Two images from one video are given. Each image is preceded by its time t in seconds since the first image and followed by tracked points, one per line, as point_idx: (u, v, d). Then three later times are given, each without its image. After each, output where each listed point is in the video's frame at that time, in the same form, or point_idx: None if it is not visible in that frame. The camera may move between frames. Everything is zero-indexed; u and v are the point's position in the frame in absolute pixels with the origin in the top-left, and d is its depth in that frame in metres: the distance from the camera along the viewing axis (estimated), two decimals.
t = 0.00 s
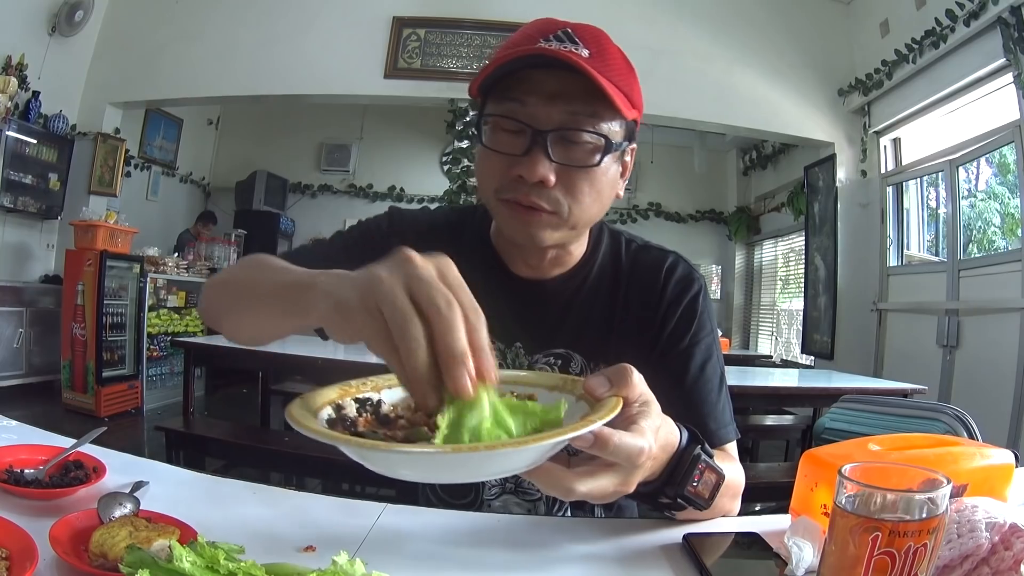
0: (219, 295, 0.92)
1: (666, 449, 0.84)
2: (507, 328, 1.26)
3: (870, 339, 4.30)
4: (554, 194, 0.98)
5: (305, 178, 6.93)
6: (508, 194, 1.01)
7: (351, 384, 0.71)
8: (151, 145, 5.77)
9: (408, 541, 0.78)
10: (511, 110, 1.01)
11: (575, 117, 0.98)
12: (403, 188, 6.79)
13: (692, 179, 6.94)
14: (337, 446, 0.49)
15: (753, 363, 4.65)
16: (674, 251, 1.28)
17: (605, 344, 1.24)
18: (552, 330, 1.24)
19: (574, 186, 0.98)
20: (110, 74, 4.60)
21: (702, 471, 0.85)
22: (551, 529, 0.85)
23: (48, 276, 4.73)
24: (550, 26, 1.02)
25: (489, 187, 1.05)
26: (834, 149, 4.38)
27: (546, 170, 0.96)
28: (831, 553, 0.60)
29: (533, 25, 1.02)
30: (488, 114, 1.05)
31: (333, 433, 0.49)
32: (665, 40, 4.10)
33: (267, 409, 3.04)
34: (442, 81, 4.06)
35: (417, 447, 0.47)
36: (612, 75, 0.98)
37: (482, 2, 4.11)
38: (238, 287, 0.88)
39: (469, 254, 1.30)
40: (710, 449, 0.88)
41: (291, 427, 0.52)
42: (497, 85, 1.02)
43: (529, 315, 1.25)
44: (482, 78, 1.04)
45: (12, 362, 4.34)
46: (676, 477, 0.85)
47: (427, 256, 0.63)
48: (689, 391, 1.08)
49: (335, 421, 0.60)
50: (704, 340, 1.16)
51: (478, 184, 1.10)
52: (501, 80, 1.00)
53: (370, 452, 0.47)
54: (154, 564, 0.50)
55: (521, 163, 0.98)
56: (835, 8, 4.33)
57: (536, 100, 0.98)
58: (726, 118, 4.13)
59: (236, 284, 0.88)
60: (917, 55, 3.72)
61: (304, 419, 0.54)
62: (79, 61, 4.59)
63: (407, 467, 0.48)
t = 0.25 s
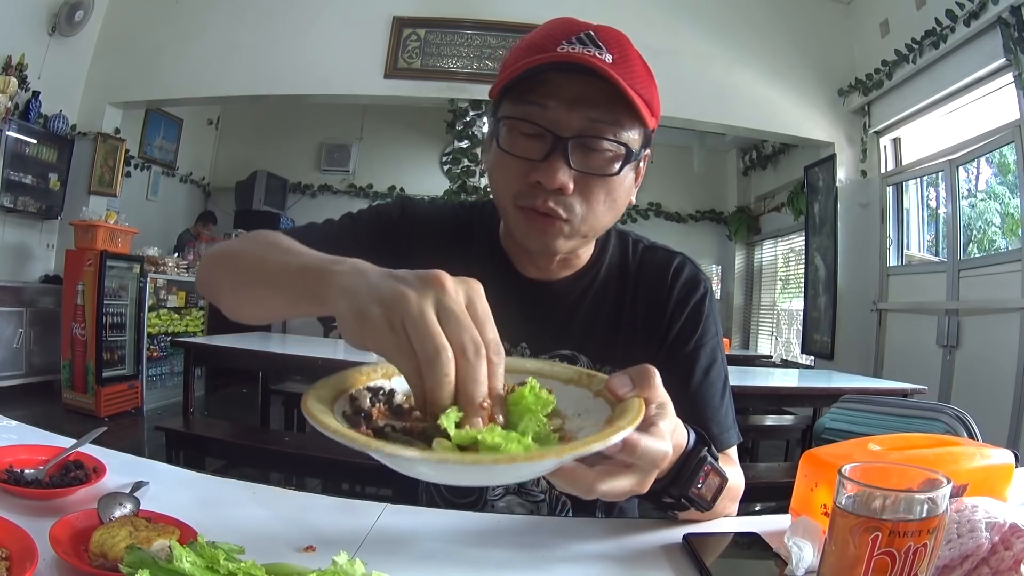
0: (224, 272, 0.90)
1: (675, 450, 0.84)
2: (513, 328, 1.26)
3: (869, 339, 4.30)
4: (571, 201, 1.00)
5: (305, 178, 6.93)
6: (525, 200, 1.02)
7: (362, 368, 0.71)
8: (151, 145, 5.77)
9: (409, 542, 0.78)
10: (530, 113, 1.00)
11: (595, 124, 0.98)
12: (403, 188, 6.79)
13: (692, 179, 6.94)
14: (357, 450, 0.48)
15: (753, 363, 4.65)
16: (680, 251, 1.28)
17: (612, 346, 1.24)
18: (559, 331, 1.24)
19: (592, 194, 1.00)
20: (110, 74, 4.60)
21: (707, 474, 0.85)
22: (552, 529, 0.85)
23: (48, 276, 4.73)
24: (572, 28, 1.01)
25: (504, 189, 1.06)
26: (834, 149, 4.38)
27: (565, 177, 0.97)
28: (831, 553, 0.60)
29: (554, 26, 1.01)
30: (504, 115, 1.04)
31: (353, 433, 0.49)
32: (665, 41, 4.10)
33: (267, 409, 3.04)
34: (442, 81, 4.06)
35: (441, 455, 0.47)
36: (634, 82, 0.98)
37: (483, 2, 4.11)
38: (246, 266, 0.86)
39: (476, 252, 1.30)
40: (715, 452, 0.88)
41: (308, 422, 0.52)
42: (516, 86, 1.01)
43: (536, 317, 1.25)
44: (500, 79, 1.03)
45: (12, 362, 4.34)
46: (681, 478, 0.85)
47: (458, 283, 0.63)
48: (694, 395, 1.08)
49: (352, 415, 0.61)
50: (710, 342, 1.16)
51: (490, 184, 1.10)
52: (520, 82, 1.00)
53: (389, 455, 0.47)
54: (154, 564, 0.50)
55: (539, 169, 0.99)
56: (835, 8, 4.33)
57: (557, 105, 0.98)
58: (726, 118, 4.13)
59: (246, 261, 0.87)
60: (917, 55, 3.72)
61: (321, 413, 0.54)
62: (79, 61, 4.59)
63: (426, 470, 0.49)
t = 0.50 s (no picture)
0: (222, 261, 0.89)
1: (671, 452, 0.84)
2: (516, 328, 1.26)
3: (870, 340, 4.29)
4: (579, 202, 1.00)
5: (305, 178, 6.93)
6: (533, 202, 1.03)
7: (357, 377, 0.72)
8: (151, 145, 5.77)
9: (411, 542, 0.78)
10: (538, 113, 1.00)
11: (604, 126, 0.98)
12: (403, 188, 6.79)
13: (692, 179, 6.94)
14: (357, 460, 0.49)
15: (753, 363, 4.64)
16: (682, 252, 1.28)
17: (614, 346, 1.24)
18: (562, 331, 1.24)
19: (600, 195, 1.00)
20: (110, 74, 4.60)
21: (705, 475, 0.85)
22: (553, 530, 0.85)
23: (48, 276, 4.73)
24: (581, 29, 1.01)
25: (511, 190, 1.06)
26: (834, 150, 4.38)
27: (573, 178, 0.97)
28: (831, 553, 0.60)
29: (563, 27, 1.00)
30: (512, 115, 1.04)
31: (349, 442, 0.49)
32: (665, 41, 4.11)
33: (267, 409, 3.04)
34: (442, 81, 4.06)
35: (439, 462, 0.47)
36: (643, 84, 0.98)
37: (483, 2, 4.11)
38: (240, 243, 0.86)
39: (479, 252, 1.30)
40: (712, 453, 0.88)
41: (305, 432, 0.52)
42: (524, 86, 1.01)
43: (539, 317, 1.25)
44: (508, 79, 1.03)
45: (12, 361, 4.34)
46: (678, 479, 0.85)
47: (428, 222, 0.61)
48: (695, 394, 1.08)
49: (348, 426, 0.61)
50: (712, 343, 1.16)
51: (496, 184, 1.10)
52: (528, 82, 0.99)
53: (385, 464, 0.48)
54: (154, 564, 0.50)
55: (548, 170, 0.99)
56: (835, 8, 4.33)
57: (566, 106, 0.98)
58: (727, 118, 4.13)
59: (239, 242, 0.86)
60: (917, 56, 3.72)
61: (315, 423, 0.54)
62: (79, 61, 4.58)
63: (424, 475, 0.49)
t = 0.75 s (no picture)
0: (226, 275, 0.89)
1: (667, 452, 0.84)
2: (515, 328, 1.26)
3: (870, 339, 4.29)
4: (576, 200, 1.00)
5: (305, 178, 6.93)
6: (529, 198, 1.02)
7: (353, 392, 0.70)
8: (151, 145, 5.77)
9: (410, 542, 0.78)
10: (536, 112, 1.00)
11: (602, 124, 0.98)
12: (403, 188, 6.79)
13: (692, 179, 6.94)
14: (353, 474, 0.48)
15: (753, 363, 4.65)
16: (682, 252, 1.28)
17: (614, 345, 1.24)
18: (561, 331, 1.24)
19: (597, 193, 1.00)
20: (110, 74, 4.60)
21: (702, 474, 0.85)
22: (552, 529, 0.85)
23: (48, 276, 4.73)
24: (580, 27, 1.01)
25: (508, 187, 1.06)
26: (834, 149, 4.38)
27: (571, 176, 0.97)
28: (831, 553, 0.60)
29: (563, 26, 1.00)
30: (511, 113, 1.04)
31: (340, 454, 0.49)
32: (664, 41, 4.11)
33: (267, 409, 3.04)
34: (442, 81, 4.06)
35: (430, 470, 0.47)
36: (641, 83, 0.98)
37: (482, 2, 4.10)
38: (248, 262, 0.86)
39: (479, 251, 1.30)
40: (710, 452, 0.88)
41: (300, 447, 0.52)
42: (523, 84, 1.01)
43: (539, 316, 1.24)
44: (507, 77, 1.03)
45: (12, 362, 4.34)
46: (676, 479, 0.85)
47: (437, 296, 0.58)
48: (696, 394, 1.08)
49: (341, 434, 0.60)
50: (712, 343, 1.16)
51: (494, 181, 1.10)
52: (527, 81, 1.00)
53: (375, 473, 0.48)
54: (154, 564, 0.50)
55: (545, 167, 0.98)
56: (835, 7, 4.33)
57: (564, 104, 0.98)
58: (726, 118, 4.13)
59: (246, 260, 0.87)
60: (917, 55, 3.72)
61: (311, 438, 0.54)
62: (79, 61, 4.58)
63: (415, 485, 0.49)
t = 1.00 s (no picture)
0: (229, 278, 0.89)
1: (661, 453, 0.84)
2: (516, 328, 1.26)
3: (870, 339, 4.29)
4: (575, 201, 1.00)
5: (305, 178, 6.93)
6: (528, 199, 1.03)
7: (345, 401, 0.71)
8: (151, 145, 5.77)
9: (410, 543, 0.78)
10: (535, 113, 1.00)
11: (601, 125, 0.98)
12: (403, 188, 6.79)
13: (692, 179, 6.94)
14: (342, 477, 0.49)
15: (753, 363, 4.65)
16: (681, 251, 1.28)
17: (615, 345, 1.24)
18: (562, 330, 1.24)
19: (596, 194, 1.00)
20: (110, 74, 4.60)
21: (698, 474, 0.85)
22: (553, 530, 0.85)
23: (48, 276, 4.73)
24: (579, 28, 1.01)
25: (508, 188, 1.06)
26: (834, 149, 4.38)
27: (570, 177, 0.97)
28: (831, 553, 0.60)
29: (560, 27, 1.00)
30: (509, 114, 1.04)
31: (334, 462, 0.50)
32: (664, 41, 4.11)
33: (267, 409, 3.04)
34: (442, 81, 4.06)
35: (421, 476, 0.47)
36: (640, 83, 0.98)
37: (483, 2, 4.10)
38: (250, 261, 0.85)
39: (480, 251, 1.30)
40: (705, 452, 0.88)
41: (294, 455, 0.52)
42: (521, 85, 1.01)
43: (539, 316, 1.25)
44: (505, 79, 1.03)
45: (12, 362, 4.34)
46: (670, 480, 0.85)
47: (451, 257, 0.59)
48: (697, 393, 1.08)
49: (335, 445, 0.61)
50: (712, 342, 1.16)
51: (493, 182, 1.10)
52: (525, 82, 1.00)
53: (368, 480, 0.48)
54: (154, 564, 0.50)
55: (544, 168, 0.99)
56: (835, 8, 4.33)
57: (563, 105, 0.98)
58: (727, 118, 4.13)
59: (248, 257, 0.86)
60: (917, 55, 3.72)
61: (305, 446, 0.55)
62: (79, 61, 4.58)
63: (406, 491, 0.49)
